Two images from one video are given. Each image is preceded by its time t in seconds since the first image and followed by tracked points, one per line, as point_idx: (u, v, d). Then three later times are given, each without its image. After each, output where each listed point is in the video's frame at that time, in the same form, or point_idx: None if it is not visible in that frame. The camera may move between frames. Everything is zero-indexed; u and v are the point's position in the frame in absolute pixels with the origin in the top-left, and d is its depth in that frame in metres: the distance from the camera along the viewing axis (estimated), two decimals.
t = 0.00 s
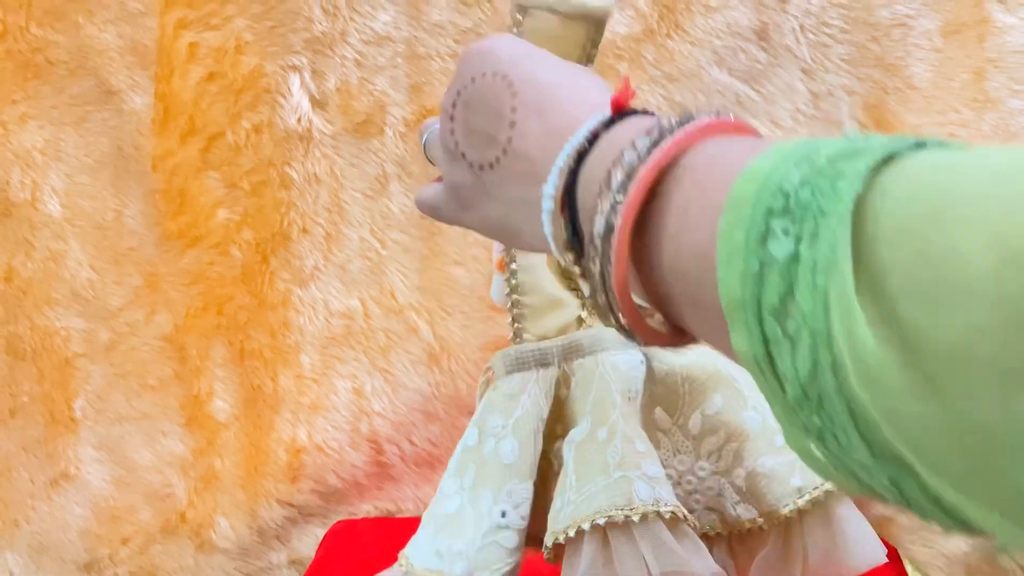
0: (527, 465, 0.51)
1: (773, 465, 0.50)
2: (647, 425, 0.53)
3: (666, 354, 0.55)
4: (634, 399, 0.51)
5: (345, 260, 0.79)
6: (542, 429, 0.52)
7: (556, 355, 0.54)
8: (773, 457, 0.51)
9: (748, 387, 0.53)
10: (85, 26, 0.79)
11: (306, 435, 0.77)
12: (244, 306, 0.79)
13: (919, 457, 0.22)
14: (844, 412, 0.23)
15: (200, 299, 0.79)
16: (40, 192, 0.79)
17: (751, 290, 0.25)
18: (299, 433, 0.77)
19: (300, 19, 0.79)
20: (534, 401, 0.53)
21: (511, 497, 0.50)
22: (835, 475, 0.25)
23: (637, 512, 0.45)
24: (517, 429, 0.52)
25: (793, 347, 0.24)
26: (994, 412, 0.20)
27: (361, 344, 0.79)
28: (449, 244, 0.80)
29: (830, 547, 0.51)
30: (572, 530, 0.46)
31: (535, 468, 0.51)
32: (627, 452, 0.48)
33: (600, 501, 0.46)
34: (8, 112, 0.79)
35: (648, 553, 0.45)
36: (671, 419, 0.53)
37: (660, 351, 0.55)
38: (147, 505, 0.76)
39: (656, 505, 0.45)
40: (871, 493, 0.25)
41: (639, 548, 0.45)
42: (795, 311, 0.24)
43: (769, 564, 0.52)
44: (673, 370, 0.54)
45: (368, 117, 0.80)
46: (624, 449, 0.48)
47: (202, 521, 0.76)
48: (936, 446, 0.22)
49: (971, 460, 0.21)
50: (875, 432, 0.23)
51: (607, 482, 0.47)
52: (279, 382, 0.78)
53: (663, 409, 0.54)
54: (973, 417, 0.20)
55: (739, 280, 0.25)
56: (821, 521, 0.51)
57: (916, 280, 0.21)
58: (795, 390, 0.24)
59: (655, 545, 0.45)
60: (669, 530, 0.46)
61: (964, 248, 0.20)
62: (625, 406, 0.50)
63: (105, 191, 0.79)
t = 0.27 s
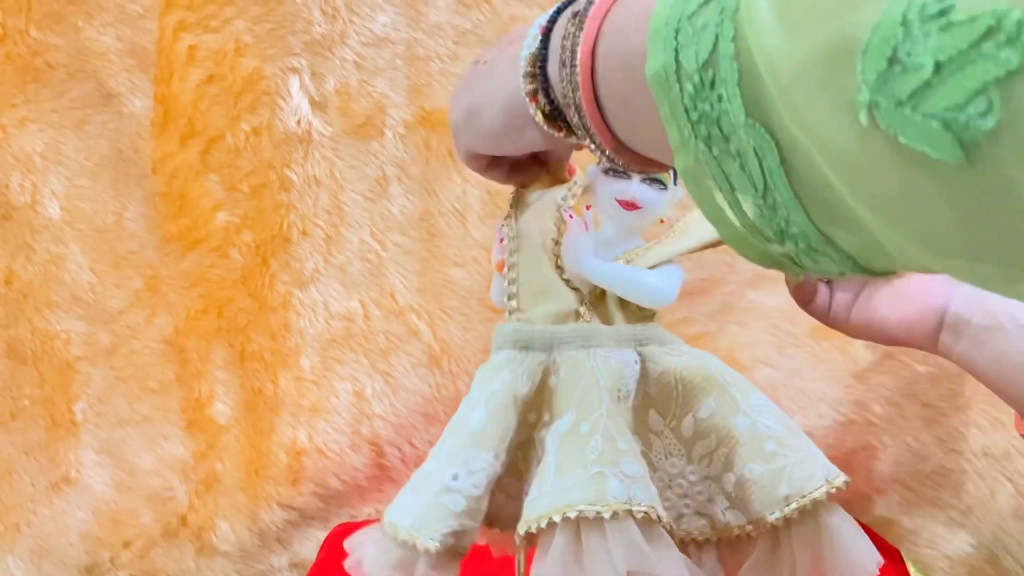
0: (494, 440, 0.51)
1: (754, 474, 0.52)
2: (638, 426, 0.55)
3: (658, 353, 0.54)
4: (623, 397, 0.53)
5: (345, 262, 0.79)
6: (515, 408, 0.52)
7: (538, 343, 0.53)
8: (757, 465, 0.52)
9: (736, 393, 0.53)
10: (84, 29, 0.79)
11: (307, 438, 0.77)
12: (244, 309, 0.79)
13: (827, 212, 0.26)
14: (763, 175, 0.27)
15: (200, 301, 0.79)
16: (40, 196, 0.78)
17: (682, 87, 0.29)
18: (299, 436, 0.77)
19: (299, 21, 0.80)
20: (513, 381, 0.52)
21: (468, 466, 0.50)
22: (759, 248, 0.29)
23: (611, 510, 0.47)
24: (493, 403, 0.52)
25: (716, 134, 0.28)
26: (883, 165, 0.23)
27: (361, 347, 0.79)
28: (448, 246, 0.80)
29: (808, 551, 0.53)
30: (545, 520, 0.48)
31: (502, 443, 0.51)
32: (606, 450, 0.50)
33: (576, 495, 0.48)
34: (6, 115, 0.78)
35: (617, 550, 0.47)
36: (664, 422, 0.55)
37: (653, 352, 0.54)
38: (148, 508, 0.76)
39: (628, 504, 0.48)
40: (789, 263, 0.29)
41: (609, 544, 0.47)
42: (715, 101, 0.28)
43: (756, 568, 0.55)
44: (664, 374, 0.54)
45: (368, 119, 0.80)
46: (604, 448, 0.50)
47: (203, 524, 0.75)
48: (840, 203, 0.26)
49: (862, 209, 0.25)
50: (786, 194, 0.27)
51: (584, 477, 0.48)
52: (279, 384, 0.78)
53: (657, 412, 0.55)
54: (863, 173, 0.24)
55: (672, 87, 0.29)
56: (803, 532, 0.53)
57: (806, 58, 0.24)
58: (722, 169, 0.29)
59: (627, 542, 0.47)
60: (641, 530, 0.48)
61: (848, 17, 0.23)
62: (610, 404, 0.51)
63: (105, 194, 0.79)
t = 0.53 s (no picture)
0: (484, 439, 0.50)
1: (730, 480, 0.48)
2: (629, 429, 0.53)
3: (653, 356, 0.53)
4: (612, 400, 0.51)
5: (346, 264, 0.79)
6: (509, 412, 0.51)
7: (533, 345, 0.53)
8: (733, 471, 0.48)
9: (721, 395, 0.50)
10: (85, 31, 0.80)
11: (308, 439, 0.77)
12: (245, 310, 0.79)
13: (841, 149, 0.21)
14: (776, 96, 0.22)
15: (201, 303, 0.79)
16: (41, 198, 0.78)
17: None
18: (301, 437, 0.77)
19: (299, 22, 0.80)
20: (506, 386, 0.52)
21: (455, 465, 0.49)
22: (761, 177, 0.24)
23: (570, 509, 0.44)
24: (483, 406, 0.51)
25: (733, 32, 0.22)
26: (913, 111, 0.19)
27: (363, 348, 0.79)
28: (449, 247, 0.80)
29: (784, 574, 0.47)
30: (507, 517, 0.45)
31: (493, 446, 0.50)
32: (576, 449, 0.47)
33: (538, 491, 0.45)
34: (7, 117, 0.78)
35: (572, 548, 0.43)
36: (657, 425, 0.52)
37: (647, 354, 0.53)
38: (150, 510, 0.75)
39: (587, 505, 0.45)
40: (798, 190, 0.24)
41: (564, 537, 0.44)
42: (734, 2, 0.21)
43: None
44: (653, 378, 0.52)
45: (369, 120, 0.80)
46: (574, 447, 0.48)
47: (204, 526, 0.75)
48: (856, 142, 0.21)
49: (884, 154, 0.20)
50: (796, 122, 0.22)
51: (551, 475, 0.46)
52: (280, 386, 0.78)
53: (650, 415, 0.53)
54: (893, 112, 0.19)
55: None
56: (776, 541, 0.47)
57: None
58: (737, 81, 0.22)
59: (582, 539, 0.44)
60: (598, 532, 0.45)
61: None
62: (596, 406, 0.50)
63: (106, 195, 0.79)
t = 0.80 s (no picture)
0: (494, 452, 0.50)
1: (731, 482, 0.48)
2: (629, 429, 0.52)
3: (652, 356, 0.53)
4: (611, 401, 0.51)
5: (345, 264, 0.79)
6: (515, 421, 0.51)
7: (534, 352, 0.52)
8: (735, 471, 0.48)
9: (721, 395, 0.51)
10: (82, 32, 0.79)
11: (308, 440, 0.77)
12: (244, 312, 0.78)
13: (884, 234, 0.24)
14: (820, 192, 0.25)
15: (200, 304, 0.79)
16: (39, 199, 0.78)
17: (747, 83, 0.26)
18: (300, 438, 0.77)
19: (297, 23, 0.79)
20: (512, 395, 0.51)
21: (466, 480, 0.49)
22: (812, 270, 0.27)
23: (572, 511, 0.44)
24: (488, 417, 0.51)
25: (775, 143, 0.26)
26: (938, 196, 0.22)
27: (362, 349, 0.78)
28: (448, 247, 0.80)
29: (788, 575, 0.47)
30: (510, 519, 0.45)
31: (502, 457, 0.50)
32: (576, 451, 0.47)
33: (541, 494, 0.45)
34: (5, 119, 0.78)
35: (575, 551, 0.43)
36: (657, 424, 0.52)
37: (647, 355, 0.53)
38: (149, 511, 0.75)
39: (589, 507, 0.45)
40: (838, 282, 0.27)
41: (566, 538, 0.44)
42: (772, 98, 0.26)
43: None
44: (653, 378, 0.52)
45: (367, 120, 0.80)
46: (574, 448, 0.47)
47: (204, 527, 0.75)
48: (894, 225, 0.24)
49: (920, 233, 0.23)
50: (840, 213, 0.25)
51: (553, 477, 0.46)
52: (279, 387, 0.78)
53: (650, 415, 0.52)
54: (922, 195, 0.22)
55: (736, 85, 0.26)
56: (780, 541, 0.47)
57: (883, 75, 0.22)
58: (778, 183, 0.26)
59: (586, 540, 0.44)
60: (601, 533, 0.45)
61: (930, 39, 0.21)
62: (594, 408, 0.50)
63: (105, 196, 0.79)
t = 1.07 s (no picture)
0: (482, 441, 0.51)
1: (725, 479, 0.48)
2: (626, 426, 0.52)
3: (649, 354, 0.53)
4: (607, 399, 0.51)
5: (343, 264, 0.79)
6: (507, 413, 0.51)
7: (532, 348, 0.53)
8: (730, 469, 0.48)
9: (715, 393, 0.50)
10: (80, 32, 0.79)
11: (306, 439, 0.77)
12: (242, 311, 0.78)
13: (817, 207, 0.23)
14: (747, 162, 0.24)
15: (198, 304, 0.79)
16: (38, 199, 0.78)
17: (669, 72, 0.25)
18: (299, 437, 0.77)
19: (294, 22, 0.79)
20: (505, 388, 0.52)
21: (450, 466, 0.50)
22: (745, 251, 0.26)
23: (567, 508, 0.45)
24: (481, 409, 0.52)
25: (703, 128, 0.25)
26: (883, 152, 0.21)
27: (360, 348, 0.78)
28: (446, 246, 0.80)
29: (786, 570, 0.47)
30: (505, 517, 0.46)
31: (490, 448, 0.51)
32: (571, 449, 0.48)
33: (535, 490, 0.46)
34: (3, 119, 0.78)
35: (569, 545, 0.44)
36: (654, 422, 0.52)
37: (644, 353, 0.53)
38: (149, 511, 0.75)
39: (583, 503, 0.45)
40: (769, 259, 0.26)
41: (560, 536, 0.44)
42: (697, 78, 0.24)
43: None
44: (651, 376, 0.52)
45: (365, 119, 0.80)
46: (569, 446, 0.48)
47: (203, 527, 0.75)
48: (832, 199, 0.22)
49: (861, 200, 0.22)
50: (776, 199, 0.24)
51: (547, 474, 0.46)
52: (278, 386, 0.78)
53: (647, 413, 0.52)
54: (867, 152, 0.21)
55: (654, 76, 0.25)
56: (775, 536, 0.48)
57: (797, 25, 0.21)
58: (709, 164, 0.25)
59: (579, 537, 0.44)
60: (596, 531, 0.45)
61: None
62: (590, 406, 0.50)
63: (103, 196, 0.79)
